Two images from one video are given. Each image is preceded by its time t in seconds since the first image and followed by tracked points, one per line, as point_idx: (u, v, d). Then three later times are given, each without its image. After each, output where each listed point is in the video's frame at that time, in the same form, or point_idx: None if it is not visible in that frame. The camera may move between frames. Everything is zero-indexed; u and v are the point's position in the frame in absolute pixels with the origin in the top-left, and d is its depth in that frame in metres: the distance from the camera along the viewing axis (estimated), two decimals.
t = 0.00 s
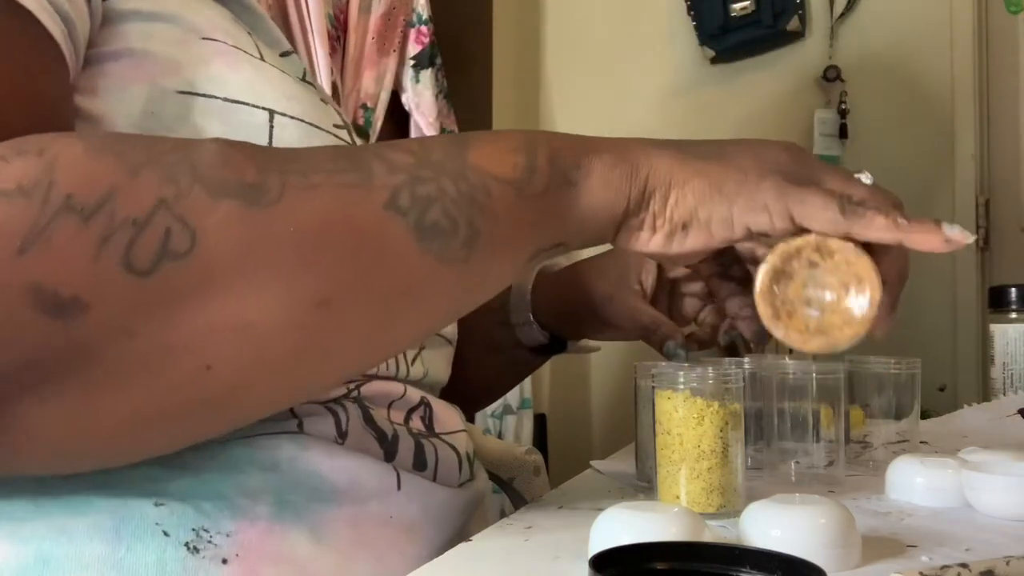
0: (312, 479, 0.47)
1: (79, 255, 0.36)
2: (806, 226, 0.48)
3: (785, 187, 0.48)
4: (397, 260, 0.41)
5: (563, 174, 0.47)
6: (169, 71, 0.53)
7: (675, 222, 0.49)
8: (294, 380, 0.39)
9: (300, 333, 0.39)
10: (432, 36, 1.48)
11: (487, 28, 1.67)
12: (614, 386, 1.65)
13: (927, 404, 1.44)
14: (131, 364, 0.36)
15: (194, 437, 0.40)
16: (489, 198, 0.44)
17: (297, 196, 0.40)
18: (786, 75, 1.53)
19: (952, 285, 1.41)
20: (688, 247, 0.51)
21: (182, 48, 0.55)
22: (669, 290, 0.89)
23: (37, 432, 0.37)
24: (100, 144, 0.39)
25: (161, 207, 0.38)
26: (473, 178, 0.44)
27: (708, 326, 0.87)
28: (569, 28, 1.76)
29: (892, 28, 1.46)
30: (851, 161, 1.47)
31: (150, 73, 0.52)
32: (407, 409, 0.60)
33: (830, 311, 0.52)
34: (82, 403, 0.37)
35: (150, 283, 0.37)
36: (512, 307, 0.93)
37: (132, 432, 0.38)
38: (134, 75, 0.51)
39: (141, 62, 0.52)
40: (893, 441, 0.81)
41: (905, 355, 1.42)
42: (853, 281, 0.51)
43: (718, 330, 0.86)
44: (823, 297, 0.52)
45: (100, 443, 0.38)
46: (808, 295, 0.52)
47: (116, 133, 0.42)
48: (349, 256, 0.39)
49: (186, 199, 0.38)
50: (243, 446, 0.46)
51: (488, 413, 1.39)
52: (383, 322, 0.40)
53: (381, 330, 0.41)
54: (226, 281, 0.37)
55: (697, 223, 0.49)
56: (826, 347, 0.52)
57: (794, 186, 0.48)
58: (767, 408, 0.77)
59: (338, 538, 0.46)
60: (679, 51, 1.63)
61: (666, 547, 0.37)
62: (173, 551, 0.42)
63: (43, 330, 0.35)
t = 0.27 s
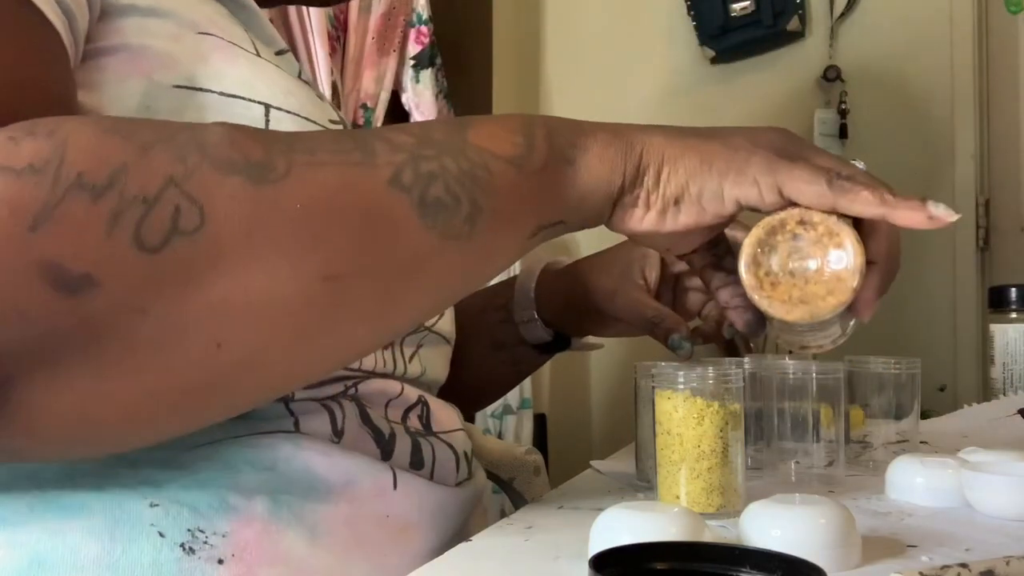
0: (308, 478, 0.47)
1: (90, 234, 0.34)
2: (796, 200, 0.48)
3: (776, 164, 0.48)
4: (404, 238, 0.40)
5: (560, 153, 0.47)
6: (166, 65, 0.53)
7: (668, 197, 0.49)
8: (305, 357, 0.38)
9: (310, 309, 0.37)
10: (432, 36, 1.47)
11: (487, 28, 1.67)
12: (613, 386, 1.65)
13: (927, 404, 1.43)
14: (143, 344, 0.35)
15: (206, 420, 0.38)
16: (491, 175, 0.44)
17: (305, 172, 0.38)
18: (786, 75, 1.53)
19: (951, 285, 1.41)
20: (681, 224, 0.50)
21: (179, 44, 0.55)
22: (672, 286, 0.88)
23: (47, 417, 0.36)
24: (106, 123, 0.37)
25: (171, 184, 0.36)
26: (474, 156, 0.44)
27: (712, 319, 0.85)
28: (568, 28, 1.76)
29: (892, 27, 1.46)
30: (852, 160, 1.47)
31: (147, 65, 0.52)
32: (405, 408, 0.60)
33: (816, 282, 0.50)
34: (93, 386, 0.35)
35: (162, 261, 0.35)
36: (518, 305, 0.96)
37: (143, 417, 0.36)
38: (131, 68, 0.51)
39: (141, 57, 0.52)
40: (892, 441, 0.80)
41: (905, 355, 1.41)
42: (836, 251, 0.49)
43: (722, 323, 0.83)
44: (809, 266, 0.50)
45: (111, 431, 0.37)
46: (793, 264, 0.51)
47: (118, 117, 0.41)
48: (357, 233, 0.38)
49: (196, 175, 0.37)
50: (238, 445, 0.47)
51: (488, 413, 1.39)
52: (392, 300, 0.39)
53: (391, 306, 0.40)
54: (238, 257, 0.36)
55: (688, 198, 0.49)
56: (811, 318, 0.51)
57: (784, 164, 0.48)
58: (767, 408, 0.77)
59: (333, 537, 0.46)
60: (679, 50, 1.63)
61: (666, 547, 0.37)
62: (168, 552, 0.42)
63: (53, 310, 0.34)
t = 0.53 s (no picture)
0: (309, 477, 0.47)
1: (105, 220, 0.34)
2: (790, 188, 0.48)
3: (771, 153, 0.48)
4: (409, 228, 0.40)
5: (560, 146, 0.47)
6: (168, 60, 0.53)
7: (665, 188, 0.49)
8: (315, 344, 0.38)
9: (319, 298, 0.37)
10: (432, 36, 1.48)
11: (488, 27, 1.67)
12: (612, 385, 1.65)
13: (927, 404, 1.44)
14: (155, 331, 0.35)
15: (217, 408, 0.38)
16: (493, 166, 0.44)
17: (312, 163, 0.39)
18: (786, 75, 1.53)
19: (951, 285, 1.41)
20: (678, 215, 0.50)
21: (182, 41, 0.55)
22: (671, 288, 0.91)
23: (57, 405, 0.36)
24: (118, 114, 0.37)
25: (185, 172, 0.37)
26: (477, 148, 0.44)
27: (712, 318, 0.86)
28: (568, 28, 1.76)
29: (892, 27, 1.46)
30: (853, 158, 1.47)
31: (150, 61, 0.52)
32: (406, 406, 0.60)
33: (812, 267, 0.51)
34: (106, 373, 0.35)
35: (176, 248, 0.35)
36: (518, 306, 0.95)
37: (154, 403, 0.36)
38: (134, 63, 0.51)
39: (144, 53, 0.52)
40: (892, 441, 0.80)
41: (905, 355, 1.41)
42: (830, 235, 0.50)
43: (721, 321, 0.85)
44: (805, 253, 0.51)
45: (121, 419, 0.37)
46: (788, 251, 0.51)
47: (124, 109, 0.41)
48: (363, 222, 0.38)
49: (206, 165, 0.37)
50: (240, 444, 0.47)
51: (488, 413, 1.39)
52: (397, 290, 0.39)
53: (397, 295, 0.40)
54: (249, 245, 0.36)
55: (686, 187, 0.49)
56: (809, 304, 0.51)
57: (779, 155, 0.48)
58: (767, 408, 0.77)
59: (334, 536, 0.46)
60: (679, 50, 1.63)
61: (666, 547, 0.37)
62: (171, 552, 0.41)
63: (67, 295, 0.34)
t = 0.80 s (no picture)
0: (316, 474, 0.47)
1: (114, 214, 0.35)
2: (792, 186, 0.48)
3: (772, 150, 0.49)
4: (415, 223, 0.40)
5: (564, 141, 0.47)
6: (175, 59, 0.54)
7: (667, 183, 0.50)
8: (322, 336, 0.39)
9: (326, 291, 0.38)
10: (432, 36, 1.48)
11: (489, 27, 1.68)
12: (613, 385, 1.65)
13: (926, 405, 1.44)
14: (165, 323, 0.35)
15: (226, 401, 0.39)
16: (497, 160, 0.44)
17: (320, 157, 0.39)
18: (785, 75, 1.54)
19: (951, 285, 1.41)
20: (680, 211, 0.51)
21: (188, 40, 0.56)
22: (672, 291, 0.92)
23: (69, 400, 0.36)
24: (127, 111, 0.38)
25: (192, 168, 0.37)
26: (482, 144, 0.44)
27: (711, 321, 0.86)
28: (568, 28, 1.76)
29: (892, 27, 1.46)
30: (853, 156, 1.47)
31: (157, 59, 0.53)
32: (408, 404, 0.61)
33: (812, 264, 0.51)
34: (115, 366, 0.35)
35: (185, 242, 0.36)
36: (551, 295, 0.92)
37: (164, 396, 0.37)
38: (142, 63, 0.52)
39: (151, 51, 0.53)
40: (892, 441, 0.81)
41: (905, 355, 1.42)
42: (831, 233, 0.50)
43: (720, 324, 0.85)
44: (806, 251, 0.51)
45: (133, 413, 0.37)
46: (788, 249, 0.51)
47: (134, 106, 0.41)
48: (370, 216, 0.39)
49: (215, 161, 0.37)
50: (249, 440, 0.47)
51: (488, 413, 1.39)
52: (402, 284, 0.40)
53: (405, 288, 0.40)
54: (258, 239, 0.36)
55: (688, 184, 0.50)
56: (811, 301, 0.51)
57: (781, 151, 0.48)
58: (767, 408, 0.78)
59: (341, 533, 0.46)
60: (680, 50, 1.64)
61: (667, 547, 0.37)
62: (183, 547, 0.42)
63: (78, 289, 0.34)
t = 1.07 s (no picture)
0: (317, 472, 0.47)
1: (104, 217, 0.35)
2: (783, 187, 0.48)
3: (767, 151, 0.48)
4: (406, 222, 0.40)
5: (558, 138, 0.47)
6: (174, 58, 0.54)
7: (659, 182, 0.50)
8: (317, 333, 0.39)
9: (318, 290, 0.38)
10: (432, 36, 1.48)
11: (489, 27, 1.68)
12: (612, 385, 1.65)
13: (926, 405, 1.44)
14: (157, 324, 0.36)
15: (219, 402, 0.39)
16: (490, 159, 0.44)
17: (312, 159, 0.39)
18: (785, 75, 1.54)
19: (951, 285, 1.41)
20: (671, 209, 0.51)
21: (186, 38, 0.56)
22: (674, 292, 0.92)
23: (63, 401, 0.36)
24: (119, 111, 0.38)
25: (182, 170, 0.37)
26: (474, 142, 0.44)
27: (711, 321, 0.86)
28: (567, 28, 1.77)
29: (892, 27, 1.47)
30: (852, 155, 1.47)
31: (155, 58, 0.53)
32: (409, 404, 0.61)
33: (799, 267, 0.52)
34: (108, 365, 0.36)
35: (175, 244, 0.36)
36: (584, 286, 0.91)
37: (157, 398, 0.37)
38: (139, 61, 0.52)
39: (150, 50, 0.53)
40: (892, 441, 0.81)
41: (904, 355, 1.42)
42: (817, 237, 0.51)
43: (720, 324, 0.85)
44: (793, 253, 0.52)
45: (129, 414, 0.37)
46: (776, 250, 0.52)
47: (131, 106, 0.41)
48: (362, 215, 0.39)
49: (205, 162, 0.37)
50: (250, 438, 0.47)
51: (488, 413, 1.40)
52: (393, 282, 0.40)
53: (397, 287, 0.40)
54: (248, 240, 0.37)
55: (680, 182, 0.50)
56: (795, 303, 0.52)
57: (774, 151, 0.48)
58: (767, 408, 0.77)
59: (343, 530, 0.47)
60: (679, 50, 1.64)
61: (668, 547, 0.38)
62: (186, 544, 0.42)
63: (68, 292, 0.34)
